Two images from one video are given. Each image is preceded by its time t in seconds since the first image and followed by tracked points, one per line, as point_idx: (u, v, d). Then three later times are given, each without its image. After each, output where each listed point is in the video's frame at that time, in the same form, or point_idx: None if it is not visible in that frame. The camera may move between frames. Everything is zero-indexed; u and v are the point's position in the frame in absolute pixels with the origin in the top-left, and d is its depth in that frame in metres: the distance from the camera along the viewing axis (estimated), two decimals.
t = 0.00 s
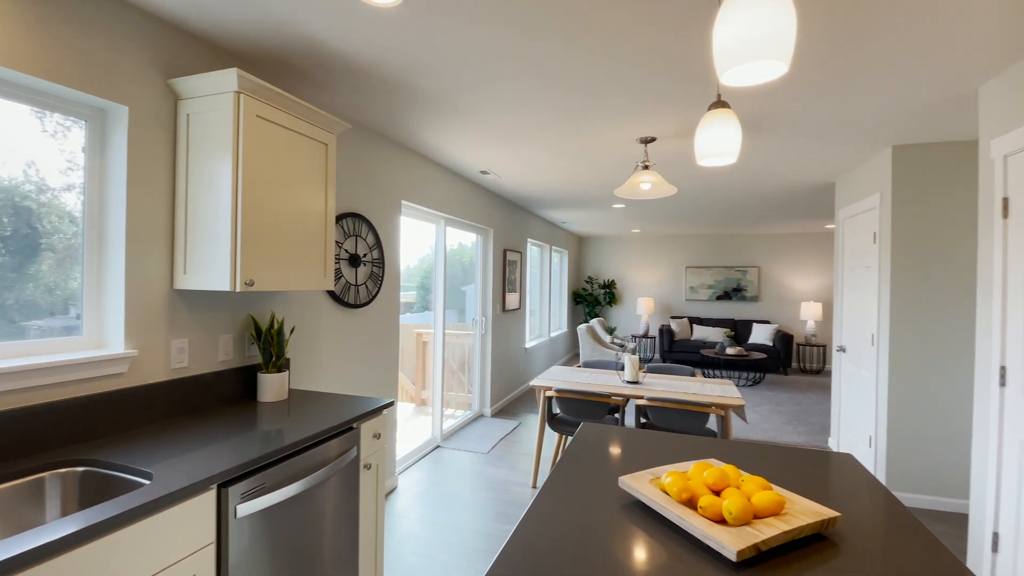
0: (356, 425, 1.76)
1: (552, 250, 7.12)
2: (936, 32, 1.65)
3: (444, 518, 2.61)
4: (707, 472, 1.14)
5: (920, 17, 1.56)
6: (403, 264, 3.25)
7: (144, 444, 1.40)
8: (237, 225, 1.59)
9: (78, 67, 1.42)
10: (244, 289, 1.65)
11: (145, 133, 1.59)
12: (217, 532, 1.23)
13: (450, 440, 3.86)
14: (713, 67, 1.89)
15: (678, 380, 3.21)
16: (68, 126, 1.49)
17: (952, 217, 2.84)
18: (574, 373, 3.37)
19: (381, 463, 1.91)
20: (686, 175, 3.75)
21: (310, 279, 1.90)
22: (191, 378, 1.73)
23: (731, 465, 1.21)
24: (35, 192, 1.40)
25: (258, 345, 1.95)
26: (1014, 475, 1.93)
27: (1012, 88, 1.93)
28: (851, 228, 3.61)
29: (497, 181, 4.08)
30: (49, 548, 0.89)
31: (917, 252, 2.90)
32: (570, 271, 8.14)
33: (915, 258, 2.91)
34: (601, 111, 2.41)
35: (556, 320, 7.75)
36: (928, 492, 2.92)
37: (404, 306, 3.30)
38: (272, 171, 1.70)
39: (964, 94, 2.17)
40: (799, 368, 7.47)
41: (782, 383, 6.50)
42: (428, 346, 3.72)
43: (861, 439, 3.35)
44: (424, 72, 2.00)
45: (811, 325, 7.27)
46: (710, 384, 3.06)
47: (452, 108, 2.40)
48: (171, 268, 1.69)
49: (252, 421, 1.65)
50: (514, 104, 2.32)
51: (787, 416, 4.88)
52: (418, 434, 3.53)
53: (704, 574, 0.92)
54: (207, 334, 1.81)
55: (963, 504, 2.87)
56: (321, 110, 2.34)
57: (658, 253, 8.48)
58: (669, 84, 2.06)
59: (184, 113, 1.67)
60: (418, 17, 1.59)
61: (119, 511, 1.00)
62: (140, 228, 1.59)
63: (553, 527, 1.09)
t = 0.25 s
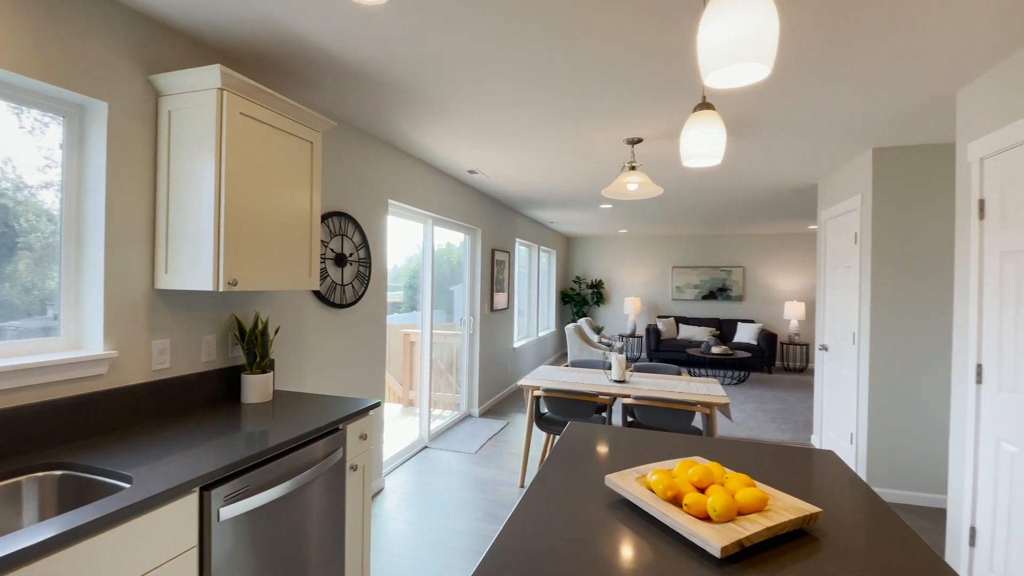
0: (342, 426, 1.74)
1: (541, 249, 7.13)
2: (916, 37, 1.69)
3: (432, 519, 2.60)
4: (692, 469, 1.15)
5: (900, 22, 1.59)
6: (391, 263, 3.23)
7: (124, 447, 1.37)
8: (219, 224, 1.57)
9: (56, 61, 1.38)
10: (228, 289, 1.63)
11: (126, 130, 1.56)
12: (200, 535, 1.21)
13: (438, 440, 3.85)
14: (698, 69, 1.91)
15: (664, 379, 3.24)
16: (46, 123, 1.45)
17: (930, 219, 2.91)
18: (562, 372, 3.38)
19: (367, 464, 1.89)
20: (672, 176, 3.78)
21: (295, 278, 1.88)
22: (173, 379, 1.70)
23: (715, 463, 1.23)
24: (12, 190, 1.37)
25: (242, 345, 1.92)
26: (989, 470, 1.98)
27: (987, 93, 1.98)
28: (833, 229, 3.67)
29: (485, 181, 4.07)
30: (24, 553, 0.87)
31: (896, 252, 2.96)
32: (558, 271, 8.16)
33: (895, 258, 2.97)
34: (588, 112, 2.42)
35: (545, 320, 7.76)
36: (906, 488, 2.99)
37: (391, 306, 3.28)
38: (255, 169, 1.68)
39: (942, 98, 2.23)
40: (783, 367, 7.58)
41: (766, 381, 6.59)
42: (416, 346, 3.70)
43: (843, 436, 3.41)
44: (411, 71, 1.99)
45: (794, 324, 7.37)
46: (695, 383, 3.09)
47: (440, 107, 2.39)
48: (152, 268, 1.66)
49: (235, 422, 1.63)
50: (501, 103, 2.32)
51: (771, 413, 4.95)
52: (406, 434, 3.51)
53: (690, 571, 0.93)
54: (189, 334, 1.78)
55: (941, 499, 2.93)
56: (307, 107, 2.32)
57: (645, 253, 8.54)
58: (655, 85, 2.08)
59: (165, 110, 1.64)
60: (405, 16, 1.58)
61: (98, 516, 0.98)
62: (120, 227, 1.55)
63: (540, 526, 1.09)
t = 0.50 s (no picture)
0: (328, 427, 1.73)
1: (529, 249, 7.14)
2: (895, 41, 1.73)
3: (419, 520, 2.59)
4: (678, 467, 1.16)
5: (881, 26, 1.63)
6: (378, 263, 3.21)
7: (103, 450, 1.34)
8: (202, 222, 1.54)
9: (33, 56, 1.35)
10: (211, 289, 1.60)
11: (106, 127, 1.53)
12: (182, 539, 1.19)
13: (425, 441, 3.84)
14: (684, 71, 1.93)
15: (650, 378, 3.26)
16: (23, 118, 1.42)
17: (909, 219, 2.97)
18: (550, 372, 3.39)
19: (353, 465, 1.88)
20: (658, 176, 3.81)
21: (280, 278, 1.86)
22: (155, 380, 1.67)
23: (700, 460, 1.24)
24: None
25: (225, 346, 1.89)
26: (966, 466, 2.02)
27: (964, 96, 2.03)
28: (815, 230, 3.74)
29: (473, 181, 4.07)
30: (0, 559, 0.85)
31: (876, 252, 3.03)
32: (546, 270, 8.18)
33: (875, 258, 3.03)
34: (576, 112, 2.44)
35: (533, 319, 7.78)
36: (886, 483, 3.05)
37: (379, 306, 3.26)
38: (239, 167, 1.65)
39: (920, 101, 2.28)
40: (767, 365, 7.69)
41: (751, 380, 6.67)
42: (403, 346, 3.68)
43: (825, 434, 3.47)
44: (398, 69, 1.98)
45: (778, 324, 7.48)
46: (682, 381, 3.12)
47: (427, 106, 2.38)
48: (133, 267, 1.63)
49: (219, 424, 1.61)
50: (489, 103, 2.33)
51: (755, 411, 5.02)
52: (393, 435, 3.49)
53: (675, 567, 0.94)
54: (171, 335, 1.75)
55: (920, 494, 3.00)
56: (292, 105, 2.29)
57: (632, 253, 8.60)
58: (642, 86, 2.10)
59: (146, 106, 1.62)
60: (393, 14, 1.58)
61: (77, 520, 0.96)
62: (99, 226, 1.52)
63: (527, 526, 1.09)
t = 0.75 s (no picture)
0: (313, 429, 1.71)
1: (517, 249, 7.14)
2: (876, 45, 1.76)
3: (406, 521, 2.58)
4: (663, 465, 1.17)
5: (862, 31, 1.66)
6: (364, 263, 3.18)
7: (82, 453, 1.32)
8: (184, 221, 1.52)
9: (9, 50, 1.32)
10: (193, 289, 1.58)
11: (85, 124, 1.50)
12: (164, 542, 1.17)
13: (413, 441, 3.82)
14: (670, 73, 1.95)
15: (637, 377, 3.29)
16: None
17: (888, 221, 3.04)
18: (538, 371, 3.39)
19: (339, 467, 1.86)
20: (645, 177, 3.84)
21: (264, 278, 1.83)
22: (136, 382, 1.64)
23: (685, 458, 1.25)
24: None
25: (208, 347, 1.86)
26: (944, 461, 2.07)
27: (941, 101, 2.08)
28: (798, 231, 3.80)
29: (460, 180, 4.06)
30: None
31: (857, 253, 3.08)
32: (534, 270, 8.19)
33: (856, 259, 3.09)
34: (563, 113, 2.45)
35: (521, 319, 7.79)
36: (866, 480, 3.11)
37: (365, 306, 3.23)
38: (222, 165, 1.63)
39: (899, 104, 2.33)
40: (751, 364, 7.79)
41: (736, 378, 6.76)
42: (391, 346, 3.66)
43: (808, 431, 3.53)
44: (386, 68, 1.97)
45: (762, 323, 7.58)
46: (668, 380, 3.15)
47: (414, 105, 2.37)
48: (112, 266, 1.59)
49: (202, 426, 1.58)
50: (477, 102, 2.33)
51: (740, 410, 5.09)
52: (380, 436, 3.47)
53: (660, 564, 0.95)
54: (153, 335, 1.72)
55: (898, 489, 3.07)
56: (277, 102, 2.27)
57: (620, 253, 8.65)
58: (629, 88, 2.12)
59: (126, 102, 1.58)
60: (380, 12, 1.57)
61: (55, 524, 0.94)
62: (77, 224, 1.49)
63: (514, 525, 1.09)
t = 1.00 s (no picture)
0: (298, 430, 1.70)
1: (505, 249, 7.15)
2: (857, 49, 1.79)
3: (393, 522, 2.56)
4: (649, 463, 1.19)
5: (844, 34, 1.68)
6: (351, 262, 3.16)
7: (59, 456, 1.29)
8: (166, 219, 1.49)
9: None
10: (175, 288, 1.55)
11: (62, 120, 1.47)
12: (145, 546, 1.15)
13: (400, 442, 3.80)
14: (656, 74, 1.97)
15: (624, 376, 3.31)
16: None
17: (868, 221, 3.10)
18: (526, 371, 3.40)
19: (325, 468, 1.84)
20: (631, 177, 3.87)
21: (248, 277, 1.81)
22: (116, 383, 1.61)
23: (671, 456, 1.27)
24: None
25: (190, 347, 1.83)
26: (923, 457, 2.12)
27: (920, 105, 2.13)
28: (782, 231, 3.85)
29: (448, 180, 4.05)
30: None
31: (838, 253, 3.14)
32: (522, 270, 8.20)
33: (838, 259, 3.14)
34: (551, 113, 2.46)
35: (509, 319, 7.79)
36: (848, 476, 3.17)
37: (352, 306, 3.21)
38: (205, 163, 1.61)
39: (879, 107, 2.37)
40: (737, 363, 7.88)
41: (722, 377, 6.83)
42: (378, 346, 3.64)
43: (791, 429, 3.58)
44: (372, 66, 1.96)
45: (746, 322, 7.68)
46: (654, 379, 3.18)
47: (401, 103, 2.36)
48: (91, 266, 1.56)
49: (184, 428, 1.56)
50: (464, 101, 2.32)
51: (725, 408, 5.15)
52: (367, 437, 3.45)
53: (646, 562, 0.96)
54: (133, 336, 1.69)
55: (879, 485, 3.13)
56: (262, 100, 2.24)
57: (607, 253, 8.70)
58: (615, 88, 2.14)
59: (106, 99, 1.55)
60: (367, 9, 1.56)
61: (32, 529, 0.92)
62: (54, 223, 1.46)
63: (501, 525, 1.09)
